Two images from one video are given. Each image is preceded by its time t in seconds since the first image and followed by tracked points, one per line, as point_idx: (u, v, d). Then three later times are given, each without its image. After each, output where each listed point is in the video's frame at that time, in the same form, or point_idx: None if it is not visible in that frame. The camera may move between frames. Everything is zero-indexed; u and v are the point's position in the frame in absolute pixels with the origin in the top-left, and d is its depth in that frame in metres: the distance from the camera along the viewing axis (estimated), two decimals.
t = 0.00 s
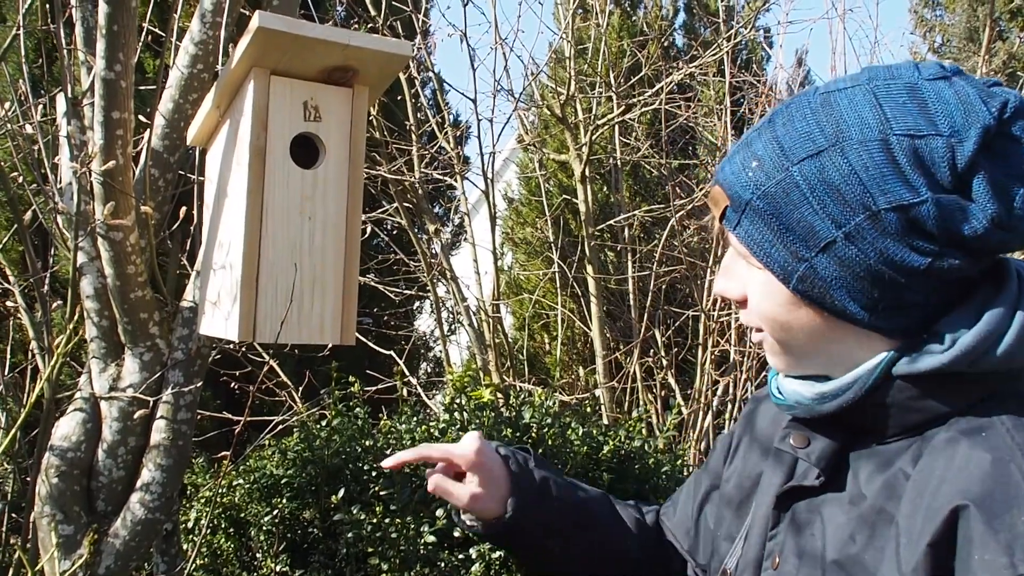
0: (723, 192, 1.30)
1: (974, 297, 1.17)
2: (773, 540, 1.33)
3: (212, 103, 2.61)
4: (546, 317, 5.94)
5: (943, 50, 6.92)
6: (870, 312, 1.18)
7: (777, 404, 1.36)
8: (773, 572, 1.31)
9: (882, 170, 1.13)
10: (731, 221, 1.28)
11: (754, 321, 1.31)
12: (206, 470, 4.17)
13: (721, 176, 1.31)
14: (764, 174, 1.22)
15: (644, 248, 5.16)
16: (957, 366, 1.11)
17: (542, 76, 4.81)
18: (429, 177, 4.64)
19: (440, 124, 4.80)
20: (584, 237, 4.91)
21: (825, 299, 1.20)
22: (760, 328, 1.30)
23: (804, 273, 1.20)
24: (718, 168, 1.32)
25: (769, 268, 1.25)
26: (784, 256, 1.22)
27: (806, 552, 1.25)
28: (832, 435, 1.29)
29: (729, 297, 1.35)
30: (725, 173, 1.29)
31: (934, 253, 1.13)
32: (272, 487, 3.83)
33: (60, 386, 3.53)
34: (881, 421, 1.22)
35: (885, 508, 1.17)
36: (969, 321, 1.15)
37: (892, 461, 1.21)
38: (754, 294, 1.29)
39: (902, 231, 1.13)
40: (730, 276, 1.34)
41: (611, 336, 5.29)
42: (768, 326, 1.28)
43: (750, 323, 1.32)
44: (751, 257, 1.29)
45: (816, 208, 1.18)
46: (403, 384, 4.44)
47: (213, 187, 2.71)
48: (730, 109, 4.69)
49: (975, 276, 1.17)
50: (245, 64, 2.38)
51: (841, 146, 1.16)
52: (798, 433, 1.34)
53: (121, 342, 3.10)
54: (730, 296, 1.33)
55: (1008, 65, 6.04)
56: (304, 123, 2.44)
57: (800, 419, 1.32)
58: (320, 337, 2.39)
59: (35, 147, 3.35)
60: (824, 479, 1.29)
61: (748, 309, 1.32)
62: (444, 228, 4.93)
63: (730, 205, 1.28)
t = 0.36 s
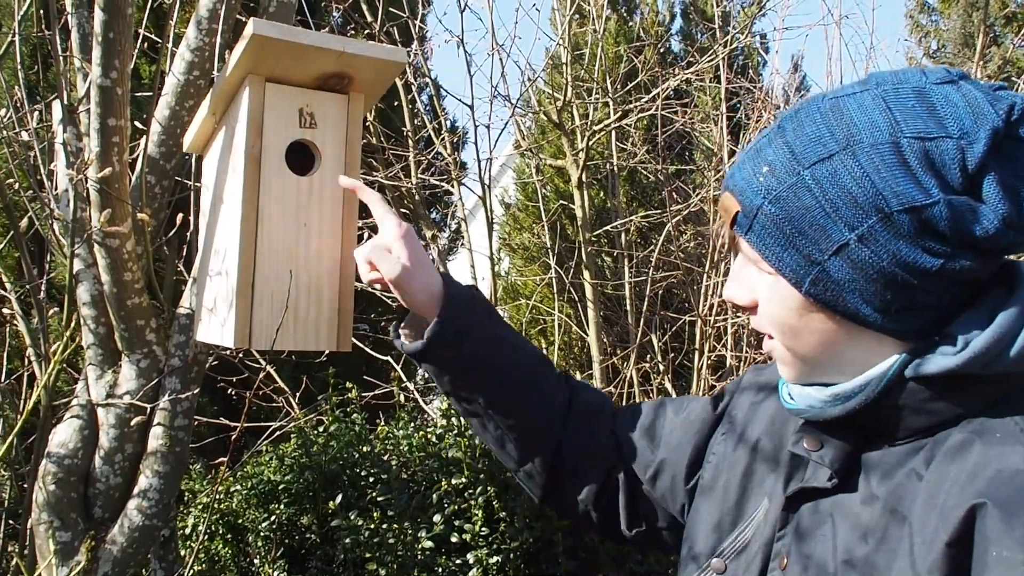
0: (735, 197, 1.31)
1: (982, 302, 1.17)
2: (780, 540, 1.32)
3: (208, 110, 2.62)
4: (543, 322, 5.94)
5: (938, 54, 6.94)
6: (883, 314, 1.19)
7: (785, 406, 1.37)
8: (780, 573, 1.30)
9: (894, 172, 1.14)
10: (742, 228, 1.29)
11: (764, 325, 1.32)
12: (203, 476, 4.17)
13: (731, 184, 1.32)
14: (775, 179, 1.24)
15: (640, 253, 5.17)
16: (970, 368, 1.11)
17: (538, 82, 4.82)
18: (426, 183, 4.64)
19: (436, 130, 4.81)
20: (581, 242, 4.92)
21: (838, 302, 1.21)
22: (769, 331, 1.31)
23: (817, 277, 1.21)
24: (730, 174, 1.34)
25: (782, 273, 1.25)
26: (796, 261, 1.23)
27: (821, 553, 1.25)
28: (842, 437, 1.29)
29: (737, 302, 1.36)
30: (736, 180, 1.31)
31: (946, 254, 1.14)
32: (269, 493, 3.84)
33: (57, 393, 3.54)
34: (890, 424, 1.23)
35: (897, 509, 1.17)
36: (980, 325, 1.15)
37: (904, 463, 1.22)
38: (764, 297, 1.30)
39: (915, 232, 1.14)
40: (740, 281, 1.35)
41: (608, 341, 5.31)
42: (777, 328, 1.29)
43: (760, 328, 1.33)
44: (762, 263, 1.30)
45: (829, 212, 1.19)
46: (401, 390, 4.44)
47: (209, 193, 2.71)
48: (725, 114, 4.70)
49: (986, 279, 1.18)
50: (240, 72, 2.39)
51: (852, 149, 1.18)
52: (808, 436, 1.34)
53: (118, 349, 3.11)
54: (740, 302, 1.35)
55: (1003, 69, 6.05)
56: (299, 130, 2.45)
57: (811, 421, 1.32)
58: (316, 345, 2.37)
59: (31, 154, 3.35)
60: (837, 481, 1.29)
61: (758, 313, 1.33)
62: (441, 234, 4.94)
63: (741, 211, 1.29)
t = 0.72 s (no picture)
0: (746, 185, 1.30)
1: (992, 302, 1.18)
2: (779, 544, 1.30)
3: (202, 114, 2.62)
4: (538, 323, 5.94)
5: (932, 54, 6.96)
6: (900, 298, 1.18)
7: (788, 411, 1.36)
8: None
9: (914, 153, 1.15)
10: (753, 213, 1.27)
11: (767, 319, 1.29)
12: (198, 479, 4.16)
13: (742, 174, 1.31)
14: (792, 163, 1.23)
15: (636, 254, 5.18)
16: (986, 374, 1.10)
17: (533, 84, 4.82)
18: (421, 184, 4.64)
19: (431, 132, 4.81)
20: (576, 244, 4.92)
21: (852, 288, 1.19)
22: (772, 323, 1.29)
23: (835, 259, 1.19)
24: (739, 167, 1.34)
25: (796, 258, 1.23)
26: (814, 243, 1.21)
27: (825, 557, 1.23)
28: (848, 442, 1.27)
29: (737, 295, 1.34)
30: (748, 169, 1.30)
31: (964, 237, 1.15)
32: (264, 496, 3.84)
33: (52, 396, 3.53)
34: (896, 428, 1.22)
35: (906, 519, 1.15)
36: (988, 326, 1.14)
37: (912, 471, 1.19)
38: (773, 287, 1.28)
39: (934, 213, 1.15)
40: (742, 277, 1.34)
41: (604, 342, 5.31)
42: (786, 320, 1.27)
43: (763, 325, 1.31)
44: (772, 252, 1.29)
45: (851, 192, 1.18)
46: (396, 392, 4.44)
47: (204, 196, 2.72)
48: (719, 116, 4.71)
49: (998, 271, 1.20)
50: (235, 75, 2.40)
51: (871, 132, 1.19)
52: (813, 442, 1.33)
53: (113, 352, 3.10)
54: (743, 296, 1.33)
55: (997, 70, 6.07)
56: (294, 133, 2.45)
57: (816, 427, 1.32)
58: (309, 348, 2.39)
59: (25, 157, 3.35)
60: (845, 485, 1.27)
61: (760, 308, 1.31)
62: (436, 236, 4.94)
63: (754, 198, 1.27)
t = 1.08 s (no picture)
0: (831, 162, 1.15)
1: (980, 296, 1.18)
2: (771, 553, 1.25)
3: (200, 113, 2.61)
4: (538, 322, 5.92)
5: (931, 52, 6.95)
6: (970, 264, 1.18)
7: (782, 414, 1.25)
8: None
9: (958, 124, 1.19)
10: (858, 190, 1.13)
11: (845, 321, 1.13)
12: (196, 479, 4.15)
13: (820, 152, 1.16)
14: (878, 132, 1.15)
15: (634, 253, 5.16)
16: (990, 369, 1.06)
17: (531, 83, 4.82)
18: (420, 184, 4.63)
19: (430, 131, 4.81)
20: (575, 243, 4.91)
21: (943, 263, 1.14)
22: (851, 321, 1.13)
23: (932, 232, 1.13)
24: (796, 151, 1.18)
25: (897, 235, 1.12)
26: (920, 213, 1.13)
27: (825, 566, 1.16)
28: (850, 446, 1.17)
29: (797, 295, 1.16)
30: (828, 143, 1.16)
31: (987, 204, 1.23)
32: (263, 496, 3.83)
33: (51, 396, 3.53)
34: (904, 427, 1.13)
35: (923, 512, 1.08)
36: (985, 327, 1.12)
37: (923, 465, 1.11)
38: (855, 277, 1.12)
39: (978, 190, 1.20)
40: (803, 273, 1.16)
41: (603, 342, 5.31)
42: (871, 312, 1.12)
43: (834, 328, 1.14)
44: (851, 236, 1.14)
45: (931, 163, 1.15)
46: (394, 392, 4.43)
47: (202, 196, 2.71)
48: (718, 115, 4.70)
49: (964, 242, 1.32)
50: (233, 74, 2.39)
51: (925, 106, 1.19)
52: (818, 445, 1.21)
53: (111, 352, 3.10)
54: (814, 296, 1.14)
55: (997, 69, 6.06)
56: (292, 132, 2.44)
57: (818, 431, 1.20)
58: (309, 349, 2.38)
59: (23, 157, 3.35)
60: (843, 490, 1.17)
61: (830, 308, 1.14)
62: (434, 236, 4.94)
63: (854, 168, 1.13)
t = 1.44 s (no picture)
0: (811, 137, 1.21)
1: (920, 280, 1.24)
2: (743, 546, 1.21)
3: (196, 114, 2.60)
4: (535, 322, 5.93)
5: (927, 51, 6.95)
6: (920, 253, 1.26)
7: (750, 399, 1.25)
8: None
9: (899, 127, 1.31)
10: (834, 162, 1.20)
11: (824, 287, 1.17)
12: (192, 480, 4.14)
13: (797, 129, 1.23)
14: (846, 117, 1.24)
15: (631, 253, 5.16)
16: (944, 338, 1.12)
17: (527, 83, 4.81)
18: (416, 184, 4.62)
19: (426, 131, 4.80)
20: (571, 243, 4.90)
21: (904, 241, 1.22)
22: (826, 289, 1.17)
23: (895, 210, 1.21)
24: (774, 128, 1.24)
25: (866, 209, 1.20)
26: (883, 193, 1.21)
27: (806, 556, 1.14)
28: (822, 430, 1.17)
29: (777, 263, 1.20)
30: (804, 122, 1.23)
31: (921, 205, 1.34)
32: (260, 496, 3.81)
33: (46, 398, 3.52)
34: (870, 404, 1.16)
35: (895, 490, 1.11)
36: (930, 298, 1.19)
37: (887, 445, 1.14)
38: (829, 245, 1.18)
39: (923, 186, 1.31)
40: (784, 241, 1.20)
41: (599, 342, 5.30)
42: (843, 279, 1.17)
43: (813, 296, 1.18)
44: (825, 207, 1.20)
45: (889, 150, 1.25)
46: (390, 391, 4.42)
47: (197, 196, 2.70)
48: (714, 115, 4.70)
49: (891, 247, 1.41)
50: (227, 75, 2.38)
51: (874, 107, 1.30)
52: (792, 428, 1.20)
53: (107, 353, 3.09)
54: (793, 261, 1.18)
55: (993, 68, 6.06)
56: (287, 133, 2.44)
57: (788, 413, 1.20)
58: (304, 349, 2.38)
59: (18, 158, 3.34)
60: (819, 470, 1.16)
61: (809, 275, 1.18)
62: (430, 235, 4.93)
63: (830, 142, 1.20)
